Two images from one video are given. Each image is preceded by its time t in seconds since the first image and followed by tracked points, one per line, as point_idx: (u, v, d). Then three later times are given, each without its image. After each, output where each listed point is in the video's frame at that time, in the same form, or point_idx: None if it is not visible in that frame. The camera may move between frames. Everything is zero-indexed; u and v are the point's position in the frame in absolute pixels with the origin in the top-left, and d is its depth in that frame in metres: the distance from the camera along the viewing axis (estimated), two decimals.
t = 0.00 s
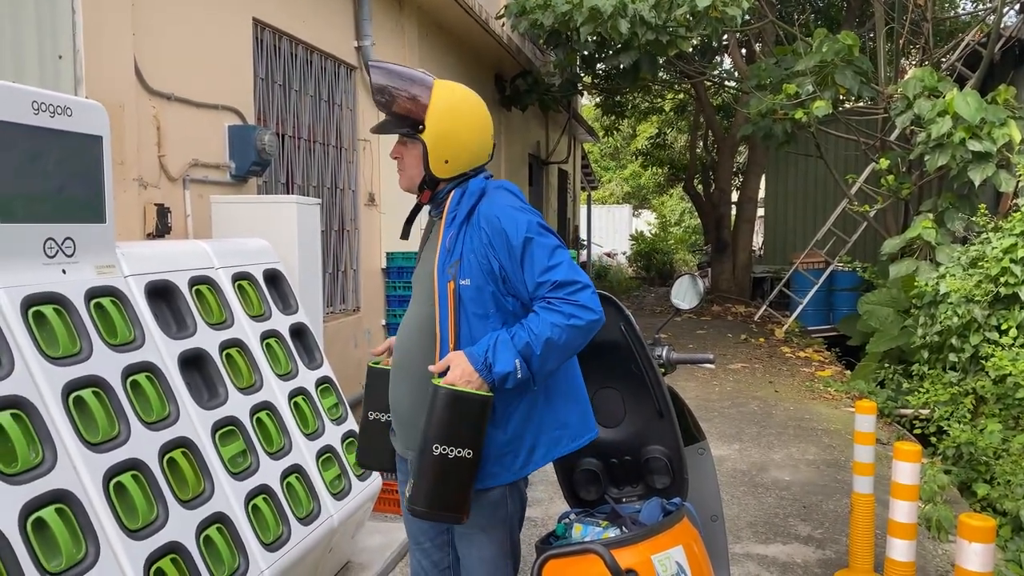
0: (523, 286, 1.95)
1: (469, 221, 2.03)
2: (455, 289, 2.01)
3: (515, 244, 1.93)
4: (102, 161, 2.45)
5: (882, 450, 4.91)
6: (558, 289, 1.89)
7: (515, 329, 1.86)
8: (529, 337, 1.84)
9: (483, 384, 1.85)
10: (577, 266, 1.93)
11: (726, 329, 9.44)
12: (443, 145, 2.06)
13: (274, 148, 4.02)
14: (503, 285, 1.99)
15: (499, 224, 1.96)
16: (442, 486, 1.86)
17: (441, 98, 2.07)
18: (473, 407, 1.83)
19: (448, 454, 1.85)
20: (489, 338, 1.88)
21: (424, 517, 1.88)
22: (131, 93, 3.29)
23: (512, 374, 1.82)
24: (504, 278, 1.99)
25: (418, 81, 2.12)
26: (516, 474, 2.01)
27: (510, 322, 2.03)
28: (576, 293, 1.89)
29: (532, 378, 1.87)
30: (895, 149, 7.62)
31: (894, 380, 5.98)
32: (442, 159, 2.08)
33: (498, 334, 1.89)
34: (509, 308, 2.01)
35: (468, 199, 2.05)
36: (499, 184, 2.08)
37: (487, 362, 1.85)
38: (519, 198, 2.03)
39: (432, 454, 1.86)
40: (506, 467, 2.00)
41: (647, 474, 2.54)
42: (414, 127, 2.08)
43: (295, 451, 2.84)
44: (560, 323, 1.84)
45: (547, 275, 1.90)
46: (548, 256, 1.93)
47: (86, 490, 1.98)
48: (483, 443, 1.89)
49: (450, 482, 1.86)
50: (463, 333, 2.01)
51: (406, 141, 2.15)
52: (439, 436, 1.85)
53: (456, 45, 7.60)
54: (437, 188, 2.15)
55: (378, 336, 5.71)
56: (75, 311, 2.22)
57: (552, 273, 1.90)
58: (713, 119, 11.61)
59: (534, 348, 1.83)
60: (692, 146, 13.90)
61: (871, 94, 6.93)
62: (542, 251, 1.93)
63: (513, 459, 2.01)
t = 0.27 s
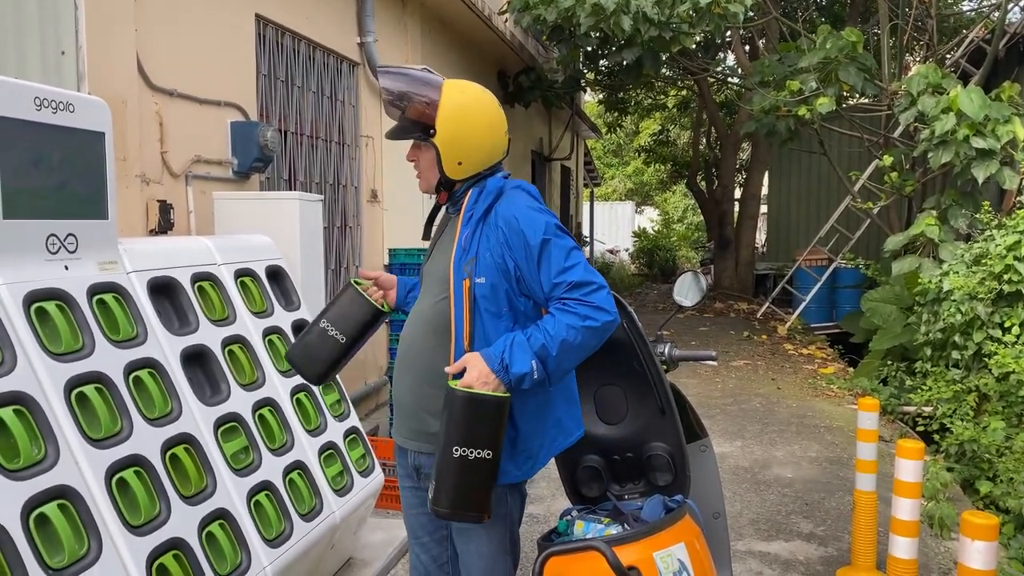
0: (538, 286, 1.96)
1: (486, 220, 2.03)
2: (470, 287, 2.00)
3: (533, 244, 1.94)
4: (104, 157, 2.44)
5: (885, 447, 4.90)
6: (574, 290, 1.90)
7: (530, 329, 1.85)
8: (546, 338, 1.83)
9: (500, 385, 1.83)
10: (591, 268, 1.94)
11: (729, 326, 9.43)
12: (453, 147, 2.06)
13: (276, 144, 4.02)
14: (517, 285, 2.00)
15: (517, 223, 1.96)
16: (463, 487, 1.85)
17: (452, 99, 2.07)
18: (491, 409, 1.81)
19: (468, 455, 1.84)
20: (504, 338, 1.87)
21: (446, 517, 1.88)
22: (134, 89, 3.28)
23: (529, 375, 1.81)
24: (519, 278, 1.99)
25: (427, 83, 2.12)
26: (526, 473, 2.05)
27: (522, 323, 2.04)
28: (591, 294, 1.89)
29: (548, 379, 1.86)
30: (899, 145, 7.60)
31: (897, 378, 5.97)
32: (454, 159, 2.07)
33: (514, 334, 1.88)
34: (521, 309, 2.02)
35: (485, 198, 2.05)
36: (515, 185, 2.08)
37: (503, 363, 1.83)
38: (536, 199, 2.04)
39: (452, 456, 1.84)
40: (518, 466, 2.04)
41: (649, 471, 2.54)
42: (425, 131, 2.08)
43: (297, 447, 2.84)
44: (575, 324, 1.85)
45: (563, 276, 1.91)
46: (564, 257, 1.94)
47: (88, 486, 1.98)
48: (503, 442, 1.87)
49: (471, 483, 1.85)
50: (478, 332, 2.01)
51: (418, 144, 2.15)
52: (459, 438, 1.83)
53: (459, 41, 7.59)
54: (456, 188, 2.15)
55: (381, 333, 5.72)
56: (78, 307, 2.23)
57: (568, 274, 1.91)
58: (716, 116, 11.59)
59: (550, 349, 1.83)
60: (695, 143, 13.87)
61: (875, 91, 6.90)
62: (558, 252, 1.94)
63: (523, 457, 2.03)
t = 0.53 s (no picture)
0: (553, 285, 1.98)
1: (505, 217, 2.04)
2: (486, 282, 2.00)
3: (551, 243, 1.95)
4: (105, 153, 2.44)
5: (885, 444, 4.90)
6: (590, 291, 1.90)
7: (543, 327, 1.86)
8: (559, 336, 1.84)
9: (510, 381, 1.82)
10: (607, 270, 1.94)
11: (729, 323, 9.43)
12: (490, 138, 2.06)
13: (277, 141, 4.02)
14: (533, 282, 2.01)
15: (537, 221, 1.98)
16: (467, 481, 1.84)
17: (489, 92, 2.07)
18: (499, 404, 1.81)
19: (474, 449, 1.83)
20: (517, 335, 1.86)
21: (448, 510, 1.86)
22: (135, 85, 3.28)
23: (540, 373, 1.81)
24: (536, 276, 2.01)
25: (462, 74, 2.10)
26: (532, 471, 2.04)
27: (536, 321, 2.05)
28: (606, 295, 1.90)
29: (558, 378, 1.85)
30: (900, 142, 7.60)
31: (897, 375, 5.98)
32: (485, 155, 2.07)
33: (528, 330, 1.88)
34: (535, 307, 2.03)
35: (505, 195, 2.06)
36: (536, 185, 2.10)
37: (515, 359, 1.82)
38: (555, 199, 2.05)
39: (458, 448, 1.84)
40: (524, 465, 2.03)
41: (651, 468, 2.55)
42: (463, 122, 2.06)
43: (299, 443, 2.84)
44: (589, 325, 1.85)
45: (580, 276, 1.92)
46: (581, 256, 1.94)
47: (90, 482, 1.98)
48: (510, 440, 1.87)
49: (475, 477, 1.84)
50: (492, 328, 2.02)
51: (445, 135, 2.13)
52: (466, 431, 1.82)
53: (460, 37, 7.59)
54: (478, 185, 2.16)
55: (382, 329, 5.72)
56: (78, 303, 2.23)
57: (585, 274, 1.91)
58: (717, 113, 11.58)
59: (562, 348, 1.83)
60: (696, 140, 13.86)
61: (876, 88, 6.90)
62: (576, 252, 1.95)
63: (530, 455, 2.03)
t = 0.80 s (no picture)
0: (562, 284, 2.00)
1: (516, 215, 2.05)
2: (497, 280, 2.01)
3: (562, 244, 1.98)
4: (105, 149, 2.44)
5: (886, 442, 4.91)
6: (599, 291, 1.93)
7: (553, 327, 1.87)
8: (569, 336, 1.85)
9: (519, 380, 1.82)
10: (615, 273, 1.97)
11: (730, 321, 9.43)
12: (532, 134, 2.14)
13: (277, 138, 4.01)
14: (542, 281, 2.03)
15: (549, 221, 2.00)
16: (476, 480, 1.83)
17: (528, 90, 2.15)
18: (509, 403, 1.81)
19: (484, 447, 1.83)
20: (526, 334, 1.87)
21: (457, 509, 1.86)
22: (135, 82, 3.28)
23: (549, 372, 1.82)
24: (545, 275, 2.03)
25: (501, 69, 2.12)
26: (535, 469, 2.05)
27: (542, 320, 2.07)
28: (615, 296, 1.93)
29: (565, 378, 1.86)
30: (900, 140, 7.59)
31: (898, 373, 5.98)
32: (526, 151, 2.16)
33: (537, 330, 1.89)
34: (543, 306, 2.05)
35: (516, 194, 2.08)
36: (544, 186, 2.13)
37: (525, 358, 1.83)
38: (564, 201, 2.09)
39: (467, 447, 1.83)
40: (527, 463, 2.04)
41: (651, 466, 2.54)
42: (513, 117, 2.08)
43: (299, 441, 2.84)
44: (598, 325, 1.88)
45: (590, 277, 1.95)
46: (590, 257, 1.98)
47: (90, 479, 1.98)
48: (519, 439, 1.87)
49: (485, 476, 1.84)
50: (500, 326, 2.02)
51: (485, 128, 2.11)
52: (475, 430, 1.82)
53: (461, 35, 7.58)
54: (490, 182, 2.16)
55: (382, 327, 5.71)
56: (79, 300, 2.23)
57: (595, 275, 1.95)
58: (718, 111, 11.58)
59: (571, 347, 1.85)
60: (697, 138, 13.85)
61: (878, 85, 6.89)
62: (585, 253, 1.98)
63: (533, 453, 2.04)
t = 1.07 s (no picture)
0: (563, 279, 2.01)
1: (513, 212, 2.06)
2: (498, 277, 2.01)
3: (561, 239, 1.99)
4: (107, 147, 2.44)
5: (888, 441, 4.90)
6: (600, 284, 1.94)
7: (556, 321, 1.87)
8: (574, 330, 1.85)
9: (526, 376, 1.82)
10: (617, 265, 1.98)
11: (732, 320, 9.43)
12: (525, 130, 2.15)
13: (280, 136, 4.01)
14: (543, 276, 2.04)
15: (547, 217, 2.01)
16: (486, 479, 1.83)
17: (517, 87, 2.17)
18: (516, 400, 1.80)
19: (493, 446, 1.83)
20: (530, 330, 1.87)
21: (469, 509, 1.86)
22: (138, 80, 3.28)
23: (556, 367, 1.82)
24: (546, 271, 2.03)
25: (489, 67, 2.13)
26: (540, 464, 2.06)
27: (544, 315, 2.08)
28: (615, 288, 1.94)
29: (570, 372, 1.86)
30: (903, 139, 7.58)
31: (900, 372, 5.98)
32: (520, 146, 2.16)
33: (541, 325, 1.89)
34: (545, 301, 2.06)
35: (512, 191, 2.08)
36: (540, 183, 2.14)
37: (530, 353, 1.82)
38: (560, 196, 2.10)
39: (477, 446, 1.83)
40: (534, 458, 2.05)
41: (654, 465, 2.54)
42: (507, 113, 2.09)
43: (301, 440, 2.84)
44: (601, 317, 1.88)
45: (590, 269, 1.96)
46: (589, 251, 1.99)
47: (92, 477, 1.98)
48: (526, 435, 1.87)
49: (495, 474, 1.83)
50: (503, 323, 2.03)
51: (478, 126, 2.11)
52: (484, 428, 1.82)
53: (463, 33, 7.57)
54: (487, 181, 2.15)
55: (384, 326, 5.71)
56: (81, 298, 2.23)
57: (596, 268, 1.96)
58: (720, 110, 11.57)
59: (576, 340, 1.84)
60: (699, 137, 13.84)
61: (880, 84, 6.87)
62: (585, 246, 1.98)
63: (538, 448, 2.05)
